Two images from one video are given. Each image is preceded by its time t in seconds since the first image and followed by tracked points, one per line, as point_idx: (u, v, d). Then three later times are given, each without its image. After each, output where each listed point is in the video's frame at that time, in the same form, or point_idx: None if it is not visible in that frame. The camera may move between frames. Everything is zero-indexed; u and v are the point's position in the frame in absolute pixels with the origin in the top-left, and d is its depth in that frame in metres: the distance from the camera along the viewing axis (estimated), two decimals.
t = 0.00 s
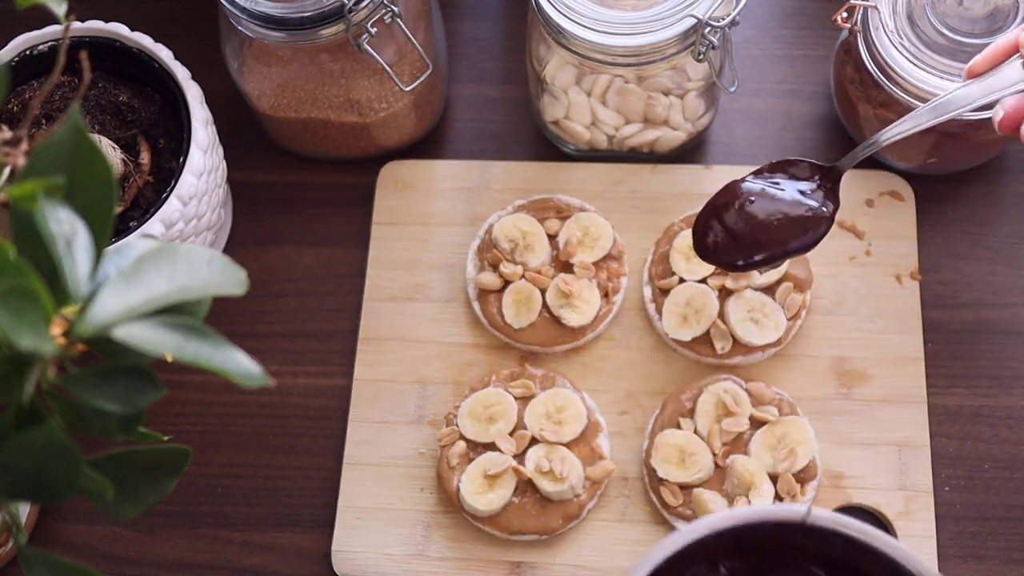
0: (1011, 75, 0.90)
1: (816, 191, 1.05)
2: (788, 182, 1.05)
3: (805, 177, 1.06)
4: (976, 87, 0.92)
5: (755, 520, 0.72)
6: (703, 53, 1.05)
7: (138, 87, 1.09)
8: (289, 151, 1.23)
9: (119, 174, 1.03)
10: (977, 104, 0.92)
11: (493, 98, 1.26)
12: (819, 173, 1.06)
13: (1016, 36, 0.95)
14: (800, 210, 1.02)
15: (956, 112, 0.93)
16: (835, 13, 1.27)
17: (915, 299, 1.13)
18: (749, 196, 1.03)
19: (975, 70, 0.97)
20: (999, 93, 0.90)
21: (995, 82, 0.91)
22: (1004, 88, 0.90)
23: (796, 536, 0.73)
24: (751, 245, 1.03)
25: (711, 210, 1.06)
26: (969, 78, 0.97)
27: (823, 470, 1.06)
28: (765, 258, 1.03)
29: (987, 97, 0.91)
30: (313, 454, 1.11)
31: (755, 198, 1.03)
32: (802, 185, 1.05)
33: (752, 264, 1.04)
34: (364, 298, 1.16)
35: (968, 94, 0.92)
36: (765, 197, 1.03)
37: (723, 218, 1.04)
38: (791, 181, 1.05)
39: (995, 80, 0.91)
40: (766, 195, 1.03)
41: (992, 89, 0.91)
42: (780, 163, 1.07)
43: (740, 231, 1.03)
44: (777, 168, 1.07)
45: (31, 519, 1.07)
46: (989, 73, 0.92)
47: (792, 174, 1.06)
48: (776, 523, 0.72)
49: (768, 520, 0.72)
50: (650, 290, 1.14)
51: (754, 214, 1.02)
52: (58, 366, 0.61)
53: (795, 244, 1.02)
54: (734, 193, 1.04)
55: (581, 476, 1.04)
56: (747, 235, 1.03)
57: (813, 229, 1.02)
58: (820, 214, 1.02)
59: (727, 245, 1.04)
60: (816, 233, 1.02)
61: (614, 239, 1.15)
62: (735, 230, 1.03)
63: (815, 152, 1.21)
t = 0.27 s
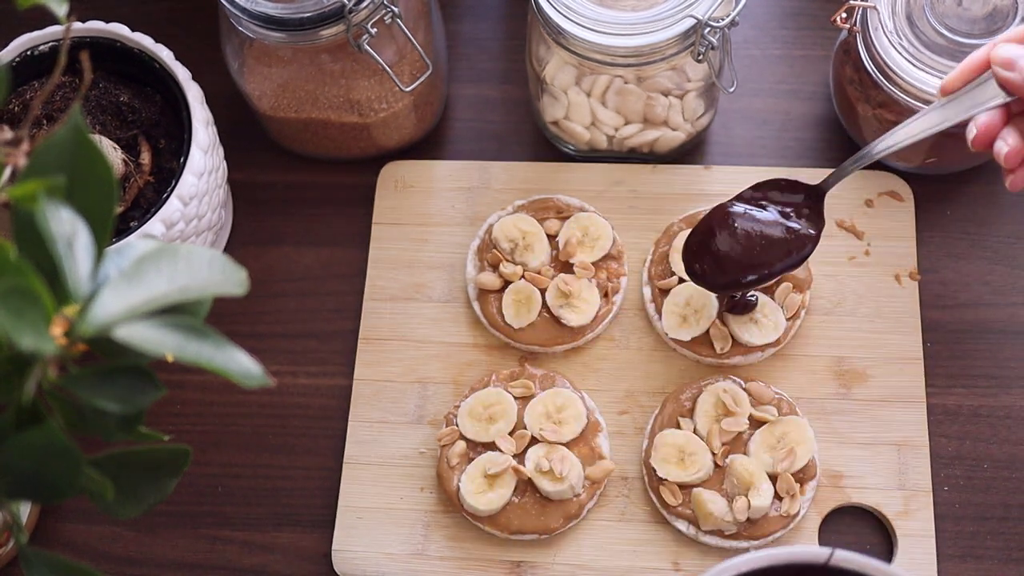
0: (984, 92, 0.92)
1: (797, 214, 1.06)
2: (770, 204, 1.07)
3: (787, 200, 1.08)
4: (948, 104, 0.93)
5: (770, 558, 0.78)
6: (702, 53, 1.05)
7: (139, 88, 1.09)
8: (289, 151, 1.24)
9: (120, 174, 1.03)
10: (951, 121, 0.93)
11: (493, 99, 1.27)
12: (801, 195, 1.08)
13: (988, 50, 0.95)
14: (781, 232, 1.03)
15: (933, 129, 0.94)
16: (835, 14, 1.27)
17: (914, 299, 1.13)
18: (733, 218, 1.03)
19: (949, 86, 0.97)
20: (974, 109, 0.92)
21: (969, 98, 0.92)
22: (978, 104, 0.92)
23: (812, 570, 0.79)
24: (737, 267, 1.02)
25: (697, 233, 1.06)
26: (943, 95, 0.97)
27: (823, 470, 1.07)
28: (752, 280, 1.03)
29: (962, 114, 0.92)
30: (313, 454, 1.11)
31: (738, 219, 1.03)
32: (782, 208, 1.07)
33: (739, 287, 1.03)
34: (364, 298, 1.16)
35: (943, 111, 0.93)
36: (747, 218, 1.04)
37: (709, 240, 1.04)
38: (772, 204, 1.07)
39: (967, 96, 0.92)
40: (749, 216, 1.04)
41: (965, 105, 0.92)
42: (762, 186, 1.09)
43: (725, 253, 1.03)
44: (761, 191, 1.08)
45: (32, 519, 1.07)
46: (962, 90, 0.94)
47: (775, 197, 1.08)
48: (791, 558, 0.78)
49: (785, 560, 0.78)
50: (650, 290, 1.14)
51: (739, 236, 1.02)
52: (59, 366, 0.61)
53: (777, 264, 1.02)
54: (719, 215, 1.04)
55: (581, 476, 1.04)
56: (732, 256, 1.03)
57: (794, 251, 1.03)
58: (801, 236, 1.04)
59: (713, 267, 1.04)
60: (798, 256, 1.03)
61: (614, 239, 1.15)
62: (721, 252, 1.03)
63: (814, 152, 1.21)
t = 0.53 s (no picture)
0: (995, 75, 0.88)
1: (810, 204, 1.06)
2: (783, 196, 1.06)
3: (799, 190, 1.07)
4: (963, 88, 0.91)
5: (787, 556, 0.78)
6: (702, 53, 1.05)
7: (139, 88, 1.09)
8: (289, 151, 1.24)
9: (120, 174, 1.03)
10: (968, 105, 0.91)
11: (493, 99, 1.27)
12: (813, 185, 1.07)
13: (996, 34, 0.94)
14: (795, 224, 1.03)
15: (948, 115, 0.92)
16: (835, 14, 1.27)
17: (915, 299, 1.13)
18: (747, 210, 1.04)
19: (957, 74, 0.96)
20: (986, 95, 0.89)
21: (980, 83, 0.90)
22: (989, 90, 0.89)
23: (826, 569, 0.79)
24: (750, 259, 1.03)
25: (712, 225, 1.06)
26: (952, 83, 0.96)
27: (823, 470, 1.07)
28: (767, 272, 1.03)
29: (974, 100, 0.90)
30: (313, 454, 1.11)
31: (751, 212, 1.03)
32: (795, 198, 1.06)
33: (753, 278, 1.04)
34: (364, 298, 1.16)
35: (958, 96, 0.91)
36: (761, 211, 1.03)
37: (722, 234, 1.04)
38: (785, 194, 1.06)
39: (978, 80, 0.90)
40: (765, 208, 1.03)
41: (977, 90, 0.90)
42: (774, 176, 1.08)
43: (739, 245, 1.03)
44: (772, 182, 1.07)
45: (32, 519, 1.07)
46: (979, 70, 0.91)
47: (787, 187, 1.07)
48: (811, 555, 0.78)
49: (799, 560, 0.78)
50: (650, 290, 1.14)
51: (752, 229, 1.03)
52: (59, 366, 0.61)
53: (792, 257, 1.02)
54: (733, 207, 1.04)
55: (581, 476, 1.04)
56: (745, 249, 1.03)
57: (809, 243, 1.02)
58: (815, 227, 1.03)
59: (731, 256, 1.04)
60: (813, 246, 1.03)
61: (614, 239, 1.15)
62: (734, 245, 1.03)
63: (814, 152, 1.21)
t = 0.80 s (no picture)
0: (978, 66, 0.87)
1: (799, 199, 1.06)
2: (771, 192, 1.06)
3: (788, 185, 1.07)
4: (945, 80, 0.89)
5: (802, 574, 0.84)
6: (702, 53, 1.05)
7: (139, 88, 1.09)
8: (289, 151, 1.24)
9: (120, 174, 1.03)
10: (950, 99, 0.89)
11: (493, 99, 1.27)
12: (802, 180, 1.06)
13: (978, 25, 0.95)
14: (783, 223, 1.03)
15: (931, 109, 0.90)
16: (835, 14, 1.27)
17: (915, 299, 1.13)
18: (734, 209, 1.04)
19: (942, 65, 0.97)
20: (969, 87, 0.87)
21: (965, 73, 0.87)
22: (973, 81, 0.87)
23: None
24: (736, 258, 1.03)
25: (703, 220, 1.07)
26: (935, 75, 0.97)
27: (823, 470, 1.07)
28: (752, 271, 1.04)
29: (956, 92, 0.88)
30: (313, 454, 1.11)
31: (738, 212, 1.04)
32: (784, 194, 1.06)
33: (739, 276, 1.04)
34: (364, 298, 1.16)
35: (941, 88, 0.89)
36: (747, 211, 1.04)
37: (710, 232, 1.04)
38: (773, 191, 1.06)
39: (961, 73, 0.88)
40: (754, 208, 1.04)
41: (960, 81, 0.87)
42: (762, 172, 1.08)
43: (725, 245, 1.04)
44: (760, 179, 1.07)
45: (31, 519, 1.07)
46: (962, 63, 0.89)
47: (776, 183, 1.07)
48: None
49: None
50: (650, 290, 1.14)
51: (736, 229, 1.03)
52: (59, 366, 0.61)
53: (780, 257, 1.03)
54: (721, 205, 1.05)
55: (581, 476, 1.04)
56: (731, 249, 1.03)
57: (797, 241, 1.03)
58: (804, 223, 1.04)
59: (723, 254, 1.04)
60: (803, 243, 1.03)
61: (614, 239, 1.15)
62: (720, 244, 1.04)
63: (814, 152, 1.21)
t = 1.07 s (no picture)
0: (971, 86, 0.86)
1: (800, 230, 1.05)
2: (772, 223, 1.05)
3: (788, 215, 1.05)
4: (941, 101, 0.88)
5: None
6: (702, 53, 1.05)
7: (139, 88, 1.09)
8: (289, 151, 1.24)
9: (120, 174, 1.03)
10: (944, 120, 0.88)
11: (493, 99, 1.27)
12: (803, 209, 1.05)
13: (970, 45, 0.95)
14: (782, 253, 1.03)
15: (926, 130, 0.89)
16: (835, 14, 1.27)
17: (915, 299, 1.13)
18: (736, 242, 1.04)
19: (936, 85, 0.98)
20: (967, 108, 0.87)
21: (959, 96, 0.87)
22: (966, 102, 0.87)
23: None
24: (738, 287, 1.03)
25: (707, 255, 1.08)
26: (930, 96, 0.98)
27: (823, 470, 1.07)
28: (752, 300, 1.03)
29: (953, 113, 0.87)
30: (313, 454, 1.11)
31: (742, 242, 1.04)
32: (786, 225, 1.05)
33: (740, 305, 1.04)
34: (364, 298, 1.16)
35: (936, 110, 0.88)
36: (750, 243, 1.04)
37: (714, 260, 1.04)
38: (772, 221, 1.05)
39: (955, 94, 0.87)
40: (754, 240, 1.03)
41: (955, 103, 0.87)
42: (762, 202, 1.06)
43: (726, 273, 1.04)
44: (760, 210, 1.06)
45: (32, 519, 1.07)
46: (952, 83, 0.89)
47: (778, 213, 1.06)
48: None
49: None
50: (650, 290, 1.14)
51: (738, 258, 1.03)
52: (59, 366, 0.61)
53: (773, 291, 1.02)
54: (725, 235, 1.05)
55: (581, 476, 1.04)
56: (732, 277, 1.03)
57: (795, 273, 1.02)
58: (804, 254, 1.03)
59: (725, 284, 1.04)
60: (806, 270, 1.03)
61: (614, 239, 1.15)
62: (722, 274, 1.04)
63: (814, 152, 1.21)
